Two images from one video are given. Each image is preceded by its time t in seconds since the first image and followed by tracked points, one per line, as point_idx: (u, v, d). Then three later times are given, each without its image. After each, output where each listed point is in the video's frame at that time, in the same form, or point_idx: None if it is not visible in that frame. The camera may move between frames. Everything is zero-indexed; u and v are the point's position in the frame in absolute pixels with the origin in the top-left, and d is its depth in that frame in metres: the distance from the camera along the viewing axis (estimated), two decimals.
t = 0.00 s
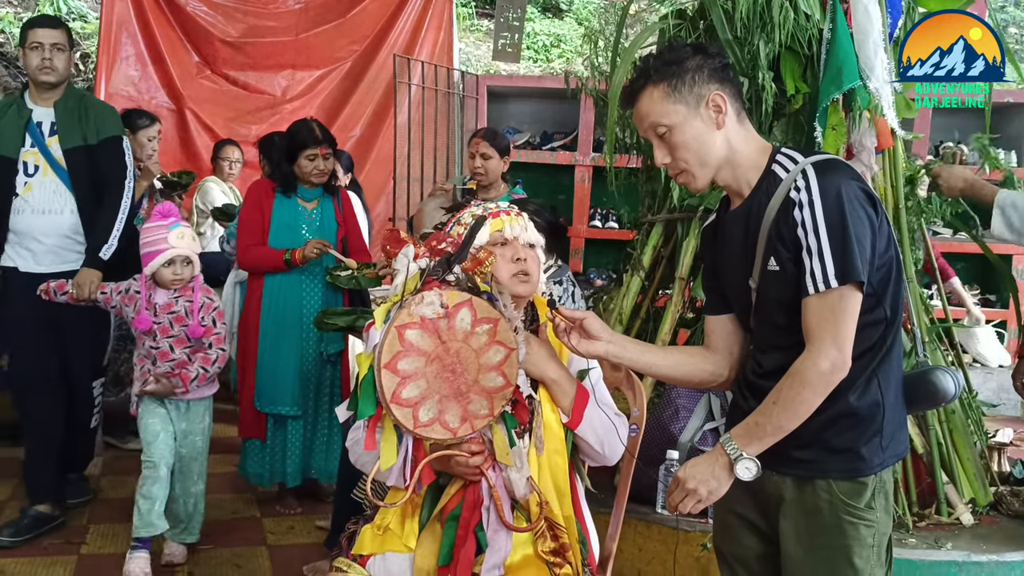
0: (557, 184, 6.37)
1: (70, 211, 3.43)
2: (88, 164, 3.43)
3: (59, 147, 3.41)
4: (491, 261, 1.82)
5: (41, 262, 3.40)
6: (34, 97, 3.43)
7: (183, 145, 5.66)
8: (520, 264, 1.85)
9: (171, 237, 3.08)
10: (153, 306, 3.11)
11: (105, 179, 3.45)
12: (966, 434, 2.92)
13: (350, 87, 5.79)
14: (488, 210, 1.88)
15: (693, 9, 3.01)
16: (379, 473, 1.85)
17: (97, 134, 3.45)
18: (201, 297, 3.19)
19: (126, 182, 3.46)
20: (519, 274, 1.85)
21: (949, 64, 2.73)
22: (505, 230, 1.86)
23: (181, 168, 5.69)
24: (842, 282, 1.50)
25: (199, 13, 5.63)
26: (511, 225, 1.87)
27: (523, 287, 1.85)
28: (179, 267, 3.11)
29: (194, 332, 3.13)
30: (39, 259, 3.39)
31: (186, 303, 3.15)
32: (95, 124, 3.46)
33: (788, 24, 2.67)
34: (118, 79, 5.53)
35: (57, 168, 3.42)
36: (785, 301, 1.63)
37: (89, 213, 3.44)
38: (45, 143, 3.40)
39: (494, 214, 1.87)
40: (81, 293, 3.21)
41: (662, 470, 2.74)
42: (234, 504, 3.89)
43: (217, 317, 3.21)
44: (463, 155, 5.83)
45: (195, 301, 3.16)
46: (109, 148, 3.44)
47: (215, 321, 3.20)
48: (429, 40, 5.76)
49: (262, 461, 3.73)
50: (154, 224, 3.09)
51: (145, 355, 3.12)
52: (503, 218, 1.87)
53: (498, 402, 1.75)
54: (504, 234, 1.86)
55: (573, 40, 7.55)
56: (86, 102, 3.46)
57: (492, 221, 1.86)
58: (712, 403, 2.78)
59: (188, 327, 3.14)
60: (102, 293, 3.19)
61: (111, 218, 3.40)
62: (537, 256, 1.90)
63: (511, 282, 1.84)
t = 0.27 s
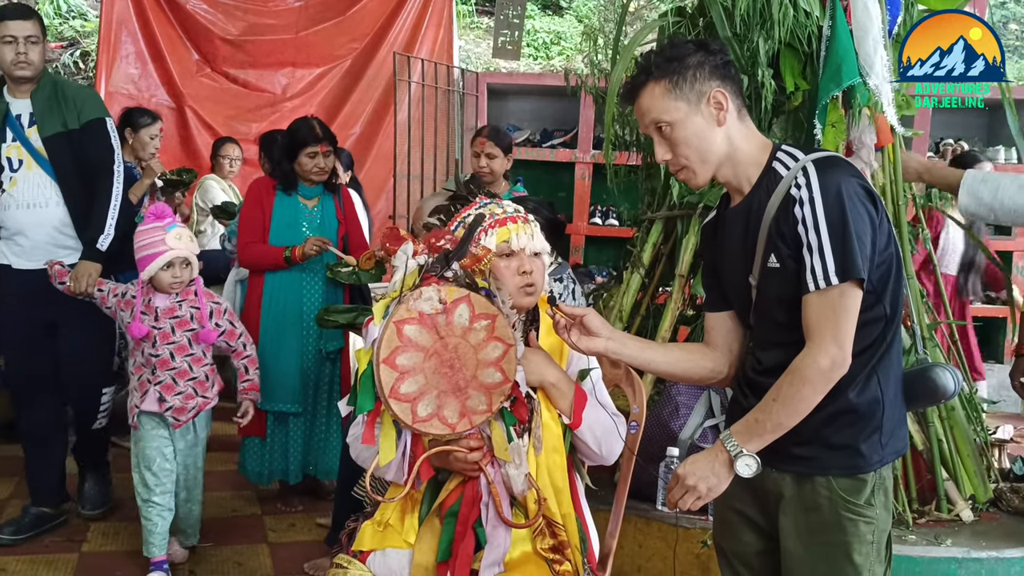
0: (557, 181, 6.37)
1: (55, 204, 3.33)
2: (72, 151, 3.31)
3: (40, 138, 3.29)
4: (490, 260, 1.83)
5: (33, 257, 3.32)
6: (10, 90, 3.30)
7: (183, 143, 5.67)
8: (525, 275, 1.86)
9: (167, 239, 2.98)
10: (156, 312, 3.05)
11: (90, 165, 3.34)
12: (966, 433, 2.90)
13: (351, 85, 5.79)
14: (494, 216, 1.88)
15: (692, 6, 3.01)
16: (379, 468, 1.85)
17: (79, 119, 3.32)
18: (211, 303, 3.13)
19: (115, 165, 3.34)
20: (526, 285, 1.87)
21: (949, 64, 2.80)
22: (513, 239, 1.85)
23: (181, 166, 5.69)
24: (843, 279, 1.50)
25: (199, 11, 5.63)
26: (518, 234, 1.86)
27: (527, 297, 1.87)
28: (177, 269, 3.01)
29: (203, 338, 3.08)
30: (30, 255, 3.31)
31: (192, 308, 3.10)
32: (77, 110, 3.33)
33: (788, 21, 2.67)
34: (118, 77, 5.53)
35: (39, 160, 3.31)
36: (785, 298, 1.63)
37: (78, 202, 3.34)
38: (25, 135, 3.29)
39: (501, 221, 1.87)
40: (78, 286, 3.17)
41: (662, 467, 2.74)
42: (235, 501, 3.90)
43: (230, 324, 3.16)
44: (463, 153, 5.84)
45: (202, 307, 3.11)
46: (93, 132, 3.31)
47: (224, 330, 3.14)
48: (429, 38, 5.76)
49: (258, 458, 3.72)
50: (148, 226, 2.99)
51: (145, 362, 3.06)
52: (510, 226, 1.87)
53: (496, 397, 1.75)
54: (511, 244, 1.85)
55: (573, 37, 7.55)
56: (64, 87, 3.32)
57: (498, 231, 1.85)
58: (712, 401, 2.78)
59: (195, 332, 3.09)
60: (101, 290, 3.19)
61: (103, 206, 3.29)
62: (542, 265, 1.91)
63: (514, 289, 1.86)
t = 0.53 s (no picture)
0: (557, 180, 6.38)
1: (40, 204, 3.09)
2: (60, 149, 3.08)
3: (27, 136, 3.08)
4: (491, 259, 1.83)
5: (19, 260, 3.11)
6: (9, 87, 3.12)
7: (184, 143, 5.67)
8: (526, 276, 1.85)
9: (147, 239, 2.88)
10: (141, 314, 2.94)
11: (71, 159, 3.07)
12: (966, 429, 2.91)
13: (351, 84, 5.80)
14: (499, 215, 1.87)
15: (692, 5, 3.01)
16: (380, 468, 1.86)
17: (65, 116, 3.06)
18: (198, 301, 3.05)
19: (102, 165, 3.06)
20: (525, 285, 1.86)
21: (949, 64, 2.72)
22: (515, 239, 1.84)
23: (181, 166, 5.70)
24: (844, 277, 1.50)
25: (199, 10, 5.62)
26: (520, 234, 1.85)
27: (527, 299, 1.87)
28: (161, 271, 2.92)
29: (193, 340, 2.98)
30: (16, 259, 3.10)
31: (180, 309, 3.00)
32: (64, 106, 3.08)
33: (788, 20, 2.67)
34: (118, 77, 5.53)
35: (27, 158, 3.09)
36: (786, 296, 1.63)
37: (65, 202, 3.11)
38: (14, 131, 3.08)
39: (506, 219, 1.86)
40: (60, 294, 2.96)
41: (662, 465, 2.74)
42: (236, 500, 3.91)
43: (219, 319, 3.09)
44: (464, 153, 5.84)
45: (190, 306, 3.02)
46: (79, 128, 3.04)
47: (214, 330, 3.07)
48: (429, 37, 5.76)
49: (263, 457, 3.72)
50: (130, 227, 2.91)
51: (133, 367, 2.96)
52: (514, 224, 1.86)
53: (497, 397, 1.75)
54: (514, 242, 1.85)
55: (573, 36, 7.55)
56: (57, 82, 3.09)
57: (502, 229, 1.85)
58: (712, 399, 2.79)
59: (184, 333, 2.99)
60: (84, 297, 3.01)
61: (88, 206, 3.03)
62: (545, 265, 1.89)
63: (514, 288, 1.85)
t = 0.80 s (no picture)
0: (557, 177, 6.38)
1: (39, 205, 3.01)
2: (68, 150, 3.00)
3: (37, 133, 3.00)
4: (491, 256, 1.82)
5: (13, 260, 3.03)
6: (23, 80, 3.06)
7: (184, 140, 5.67)
8: (525, 265, 1.88)
9: (117, 240, 2.70)
10: (115, 316, 2.76)
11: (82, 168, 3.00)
12: (966, 425, 2.93)
13: (351, 81, 5.80)
14: (499, 207, 1.90)
15: (693, 1, 3.01)
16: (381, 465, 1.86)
17: (81, 119, 2.99)
18: (172, 297, 2.82)
19: (113, 174, 2.98)
20: (523, 275, 1.88)
21: (949, 64, 2.74)
22: (515, 228, 1.88)
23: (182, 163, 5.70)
24: (847, 274, 1.50)
25: (199, 8, 5.62)
26: (520, 224, 1.89)
27: (526, 289, 1.88)
28: (134, 273, 2.72)
29: (168, 343, 2.77)
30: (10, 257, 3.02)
31: (153, 309, 2.78)
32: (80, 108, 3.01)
33: (789, 16, 2.67)
34: (118, 75, 5.53)
35: (33, 157, 3.02)
36: (788, 293, 1.63)
37: (66, 206, 3.00)
38: (24, 127, 3.01)
39: (506, 210, 1.89)
40: (50, 300, 2.89)
41: (664, 462, 2.74)
42: (237, 497, 3.91)
43: (198, 312, 2.85)
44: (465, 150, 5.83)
45: (163, 306, 2.79)
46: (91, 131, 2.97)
47: (193, 327, 2.84)
48: (429, 34, 5.76)
49: (265, 454, 3.74)
50: (107, 228, 2.75)
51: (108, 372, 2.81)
52: (513, 215, 1.89)
53: (498, 394, 1.75)
54: (513, 232, 1.88)
55: (573, 32, 7.53)
56: (74, 80, 3.03)
57: (502, 219, 1.88)
58: (713, 396, 2.78)
59: (155, 336, 2.77)
60: (73, 304, 2.88)
61: (90, 211, 2.92)
62: (544, 257, 1.93)
63: (513, 279, 1.87)
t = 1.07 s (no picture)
0: (558, 170, 6.37)
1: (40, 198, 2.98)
2: (73, 145, 2.96)
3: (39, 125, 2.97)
4: (494, 247, 1.82)
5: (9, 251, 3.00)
6: (21, 66, 3.00)
7: (184, 132, 5.66)
8: (523, 251, 1.89)
9: (63, 226, 2.49)
10: (72, 314, 2.56)
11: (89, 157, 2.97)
12: (968, 417, 2.93)
13: (352, 73, 5.78)
14: (492, 196, 1.91)
15: None
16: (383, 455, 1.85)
17: (87, 112, 2.96)
18: (127, 309, 2.54)
19: (118, 170, 2.94)
20: (521, 261, 1.89)
21: (949, 65, 2.56)
22: (509, 216, 1.89)
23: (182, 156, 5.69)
24: (852, 266, 1.50)
25: None
26: (514, 211, 1.90)
27: (526, 275, 1.90)
28: (69, 265, 2.50)
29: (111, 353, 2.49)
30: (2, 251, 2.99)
31: (106, 314, 2.53)
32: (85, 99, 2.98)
33: (791, 7, 2.65)
34: (118, 67, 5.50)
35: (34, 148, 2.98)
36: (793, 286, 1.63)
37: (68, 201, 2.97)
38: (25, 118, 2.96)
39: (498, 199, 1.90)
40: (39, 293, 2.77)
41: (665, 453, 2.74)
42: (239, 490, 3.92)
43: (150, 336, 2.55)
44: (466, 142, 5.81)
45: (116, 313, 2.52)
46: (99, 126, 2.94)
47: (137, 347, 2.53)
48: (429, 26, 5.73)
49: (261, 448, 3.73)
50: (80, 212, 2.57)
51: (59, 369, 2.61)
52: (506, 203, 1.90)
53: (502, 384, 1.75)
54: (508, 220, 1.89)
55: (574, 23, 7.47)
56: (78, 71, 2.98)
57: (496, 208, 1.89)
58: (714, 388, 2.78)
59: (100, 342, 2.53)
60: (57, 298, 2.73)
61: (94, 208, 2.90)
62: (539, 243, 1.94)
63: (513, 266, 1.88)
